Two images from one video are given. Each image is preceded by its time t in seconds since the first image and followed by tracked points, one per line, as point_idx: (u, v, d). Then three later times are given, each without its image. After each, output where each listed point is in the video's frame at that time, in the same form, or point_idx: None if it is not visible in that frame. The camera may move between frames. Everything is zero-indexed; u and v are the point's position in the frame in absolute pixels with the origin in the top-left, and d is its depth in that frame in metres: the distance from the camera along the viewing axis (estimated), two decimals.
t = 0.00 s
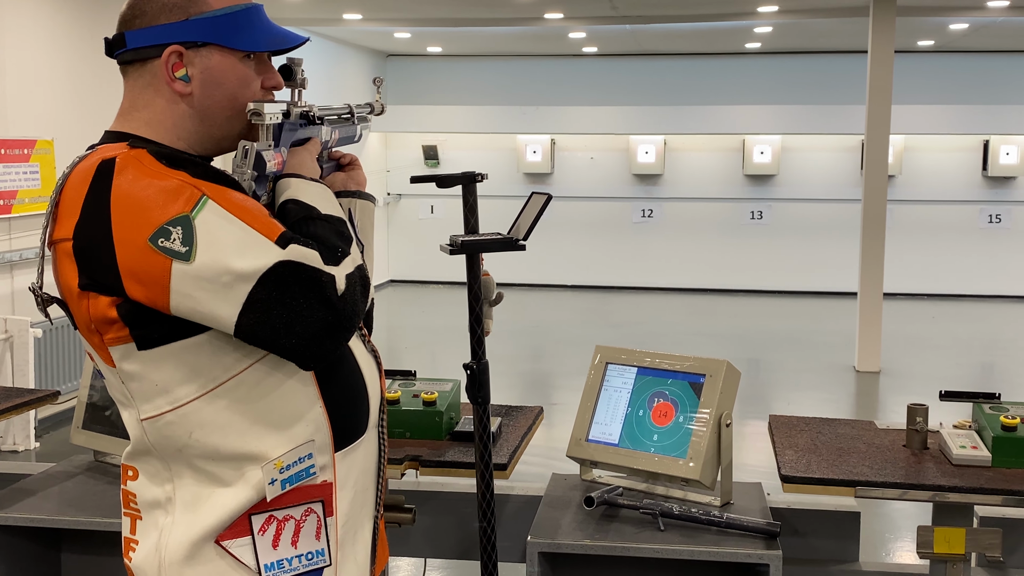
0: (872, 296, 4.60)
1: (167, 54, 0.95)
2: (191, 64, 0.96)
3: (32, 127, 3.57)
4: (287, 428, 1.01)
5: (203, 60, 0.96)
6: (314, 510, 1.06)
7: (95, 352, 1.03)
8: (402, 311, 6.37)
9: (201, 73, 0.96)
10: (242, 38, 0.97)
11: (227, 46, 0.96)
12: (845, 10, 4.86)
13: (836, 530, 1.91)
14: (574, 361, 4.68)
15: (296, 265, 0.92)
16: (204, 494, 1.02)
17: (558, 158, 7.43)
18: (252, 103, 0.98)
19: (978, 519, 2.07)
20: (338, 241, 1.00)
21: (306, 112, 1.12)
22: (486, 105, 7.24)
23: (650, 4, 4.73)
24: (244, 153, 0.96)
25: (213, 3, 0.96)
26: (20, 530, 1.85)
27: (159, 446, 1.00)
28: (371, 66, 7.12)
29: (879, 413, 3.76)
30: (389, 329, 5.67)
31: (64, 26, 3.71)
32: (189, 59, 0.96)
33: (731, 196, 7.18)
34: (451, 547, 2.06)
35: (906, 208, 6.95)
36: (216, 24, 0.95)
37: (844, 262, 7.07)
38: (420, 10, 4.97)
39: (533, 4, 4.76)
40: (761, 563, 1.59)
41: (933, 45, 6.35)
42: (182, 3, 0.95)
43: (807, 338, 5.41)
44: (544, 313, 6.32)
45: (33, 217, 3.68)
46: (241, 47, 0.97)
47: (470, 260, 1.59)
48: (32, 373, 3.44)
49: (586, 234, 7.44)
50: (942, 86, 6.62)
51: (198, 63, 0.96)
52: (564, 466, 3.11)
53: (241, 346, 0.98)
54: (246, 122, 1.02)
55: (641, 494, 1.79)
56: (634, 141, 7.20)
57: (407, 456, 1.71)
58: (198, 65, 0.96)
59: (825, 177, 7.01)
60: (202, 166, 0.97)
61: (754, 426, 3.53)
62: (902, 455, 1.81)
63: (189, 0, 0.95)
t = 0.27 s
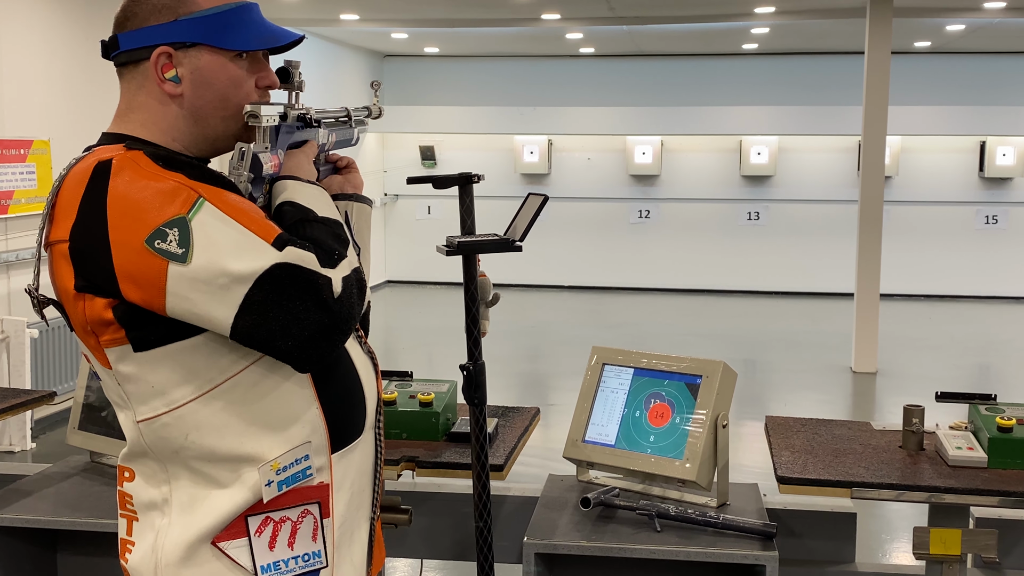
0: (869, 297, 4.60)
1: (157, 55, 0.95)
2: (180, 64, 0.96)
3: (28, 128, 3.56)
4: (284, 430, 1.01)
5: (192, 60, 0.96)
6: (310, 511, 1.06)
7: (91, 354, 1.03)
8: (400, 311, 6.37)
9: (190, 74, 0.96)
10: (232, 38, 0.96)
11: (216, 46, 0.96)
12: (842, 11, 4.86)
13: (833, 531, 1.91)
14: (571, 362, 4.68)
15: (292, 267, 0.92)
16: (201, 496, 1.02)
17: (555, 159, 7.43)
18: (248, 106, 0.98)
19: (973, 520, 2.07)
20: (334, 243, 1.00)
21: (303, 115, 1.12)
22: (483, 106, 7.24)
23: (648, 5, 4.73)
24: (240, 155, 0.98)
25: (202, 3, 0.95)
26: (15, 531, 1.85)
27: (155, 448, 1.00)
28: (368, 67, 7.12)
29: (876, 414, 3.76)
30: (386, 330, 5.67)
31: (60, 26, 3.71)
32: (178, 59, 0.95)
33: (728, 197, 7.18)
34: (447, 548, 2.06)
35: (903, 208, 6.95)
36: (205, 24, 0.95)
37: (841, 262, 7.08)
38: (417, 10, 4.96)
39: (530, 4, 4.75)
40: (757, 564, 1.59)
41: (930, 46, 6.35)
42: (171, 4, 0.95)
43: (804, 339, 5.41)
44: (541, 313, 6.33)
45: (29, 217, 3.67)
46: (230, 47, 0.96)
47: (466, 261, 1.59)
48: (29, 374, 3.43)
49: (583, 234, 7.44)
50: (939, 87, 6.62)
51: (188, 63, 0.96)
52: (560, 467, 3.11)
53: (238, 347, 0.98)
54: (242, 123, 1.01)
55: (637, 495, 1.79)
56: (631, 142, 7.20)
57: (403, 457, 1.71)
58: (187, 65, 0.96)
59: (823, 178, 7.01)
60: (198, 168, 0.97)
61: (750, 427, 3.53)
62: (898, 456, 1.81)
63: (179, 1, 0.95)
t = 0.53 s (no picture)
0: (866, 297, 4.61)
1: (145, 56, 0.95)
2: (168, 64, 0.95)
3: (26, 129, 3.56)
4: (281, 432, 1.01)
5: (180, 59, 0.95)
6: (308, 512, 1.06)
7: (88, 356, 1.03)
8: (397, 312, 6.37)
9: (178, 73, 0.96)
10: (220, 37, 0.95)
11: (203, 45, 0.95)
12: (839, 12, 4.87)
13: (829, 532, 1.91)
14: (568, 362, 4.68)
15: (288, 270, 0.92)
16: (198, 497, 1.02)
17: (552, 159, 7.43)
18: (246, 108, 0.99)
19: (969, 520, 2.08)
20: (331, 247, 1.00)
21: (302, 118, 1.10)
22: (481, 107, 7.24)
23: (645, 6, 4.73)
24: (237, 157, 0.97)
25: (191, 3, 0.95)
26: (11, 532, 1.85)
27: (152, 450, 1.00)
28: (365, 68, 7.12)
29: (872, 414, 3.77)
30: (383, 330, 5.67)
31: (57, 26, 3.71)
32: (166, 59, 0.95)
33: (725, 197, 7.18)
34: (445, 549, 2.06)
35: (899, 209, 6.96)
36: (193, 23, 0.94)
37: (838, 263, 7.09)
38: (414, 11, 4.96)
39: (527, 5, 4.76)
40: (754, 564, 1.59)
41: (927, 47, 6.36)
42: (160, 4, 0.95)
43: (801, 339, 5.42)
44: (539, 313, 6.33)
45: (25, 217, 3.68)
46: (216, 45, 0.95)
47: (464, 262, 1.59)
48: (25, 374, 3.42)
49: (580, 235, 7.45)
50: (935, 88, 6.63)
51: (176, 63, 0.95)
52: (557, 467, 3.11)
53: (235, 350, 0.98)
54: (234, 123, 1.00)
55: (634, 495, 1.79)
56: (628, 143, 7.20)
57: (400, 457, 1.71)
58: (175, 65, 0.95)
59: (819, 179, 7.02)
60: (195, 170, 0.97)
61: (747, 427, 3.54)
62: (895, 457, 1.82)
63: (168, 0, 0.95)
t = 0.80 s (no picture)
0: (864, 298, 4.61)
1: (139, 54, 0.95)
2: (162, 63, 0.95)
3: (23, 129, 3.55)
4: (277, 434, 1.01)
5: (173, 59, 0.95)
6: (304, 514, 1.06)
7: (84, 358, 1.03)
8: (395, 312, 6.37)
9: (171, 72, 0.96)
10: (213, 36, 0.95)
11: (196, 44, 0.95)
12: (836, 14, 4.88)
13: (827, 532, 1.91)
14: (565, 363, 4.68)
15: (285, 273, 0.92)
16: (195, 500, 1.02)
17: (550, 160, 7.43)
18: (243, 110, 0.98)
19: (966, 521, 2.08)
20: (328, 250, 1.00)
21: (298, 120, 1.11)
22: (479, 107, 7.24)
23: (643, 7, 4.73)
24: (233, 159, 0.97)
25: (185, 3, 0.95)
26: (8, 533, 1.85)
27: (148, 452, 1.00)
28: (363, 68, 7.12)
29: (870, 415, 3.77)
30: (381, 331, 5.67)
31: (54, 27, 3.70)
32: (160, 58, 0.95)
33: (723, 198, 7.19)
34: (442, 549, 2.06)
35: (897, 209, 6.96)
36: (186, 23, 0.94)
37: (836, 264, 7.09)
38: (412, 12, 4.96)
39: (525, 6, 4.76)
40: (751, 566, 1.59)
41: (924, 48, 6.37)
42: (155, 4, 0.95)
43: (799, 340, 5.42)
44: (537, 313, 6.33)
45: (23, 218, 3.67)
46: (209, 44, 0.95)
47: (461, 263, 1.59)
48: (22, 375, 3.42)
49: (578, 235, 7.45)
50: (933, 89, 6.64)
51: (169, 62, 0.95)
52: (555, 468, 3.12)
53: (230, 352, 0.98)
54: (227, 122, 1.00)
55: (631, 496, 1.79)
56: (626, 143, 7.19)
57: (398, 458, 1.71)
58: (168, 64, 0.95)
59: (817, 180, 7.02)
60: (191, 172, 0.97)
61: (744, 428, 3.54)
62: (892, 458, 1.82)
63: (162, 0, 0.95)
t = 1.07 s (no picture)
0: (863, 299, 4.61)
1: (139, 56, 0.95)
2: (163, 65, 0.95)
3: (21, 129, 3.55)
4: (273, 435, 1.01)
5: (174, 60, 0.95)
6: (301, 515, 1.05)
7: (80, 360, 1.03)
8: (394, 313, 6.37)
9: (172, 74, 0.95)
10: (214, 38, 0.95)
11: (198, 46, 0.95)
12: (834, 15, 4.89)
13: (825, 533, 1.91)
14: (564, 364, 4.68)
15: (281, 274, 0.92)
16: (192, 501, 1.02)
17: (548, 161, 7.42)
18: (240, 111, 0.98)
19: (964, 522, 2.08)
20: (325, 252, 1.00)
21: (295, 121, 1.11)
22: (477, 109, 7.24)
23: (641, 8, 4.74)
24: (230, 160, 0.97)
25: (185, 4, 0.95)
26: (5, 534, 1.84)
27: (145, 454, 1.00)
28: (361, 69, 7.13)
29: (869, 416, 3.77)
30: (380, 332, 5.67)
31: (52, 27, 3.70)
32: (161, 60, 0.95)
33: (721, 199, 7.19)
34: (440, 550, 2.06)
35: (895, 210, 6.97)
36: (188, 24, 0.94)
37: (834, 265, 7.09)
38: (411, 13, 4.97)
39: (523, 7, 4.76)
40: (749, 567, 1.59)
41: (922, 49, 6.38)
42: (155, 6, 0.95)
43: (798, 341, 5.42)
44: (535, 314, 6.33)
45: (20, 219, 3.67)
46: (210, 46, 0.95)
47: (460, 264, 1.59)
48: (20, 375, 3.42)
49: (577, 236, 7.45)
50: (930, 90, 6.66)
51: (170, 64, 0.95)
52: (553, 469, 3.12)
53: (227, 354, 0.98)
54: (226, 124, 1.00)
55: (630, 497, 1.79)
56: (624, 144, 7.19)
57: (396, 459, 1.71)
58: (169, 66, 0.95)
59: (815, 181, 7.02)
60: (187, 174, 0.97)
61: (742, 429, 3.54)
62: (890, 459, 1.82)
63: (163, 2, 0.95)
